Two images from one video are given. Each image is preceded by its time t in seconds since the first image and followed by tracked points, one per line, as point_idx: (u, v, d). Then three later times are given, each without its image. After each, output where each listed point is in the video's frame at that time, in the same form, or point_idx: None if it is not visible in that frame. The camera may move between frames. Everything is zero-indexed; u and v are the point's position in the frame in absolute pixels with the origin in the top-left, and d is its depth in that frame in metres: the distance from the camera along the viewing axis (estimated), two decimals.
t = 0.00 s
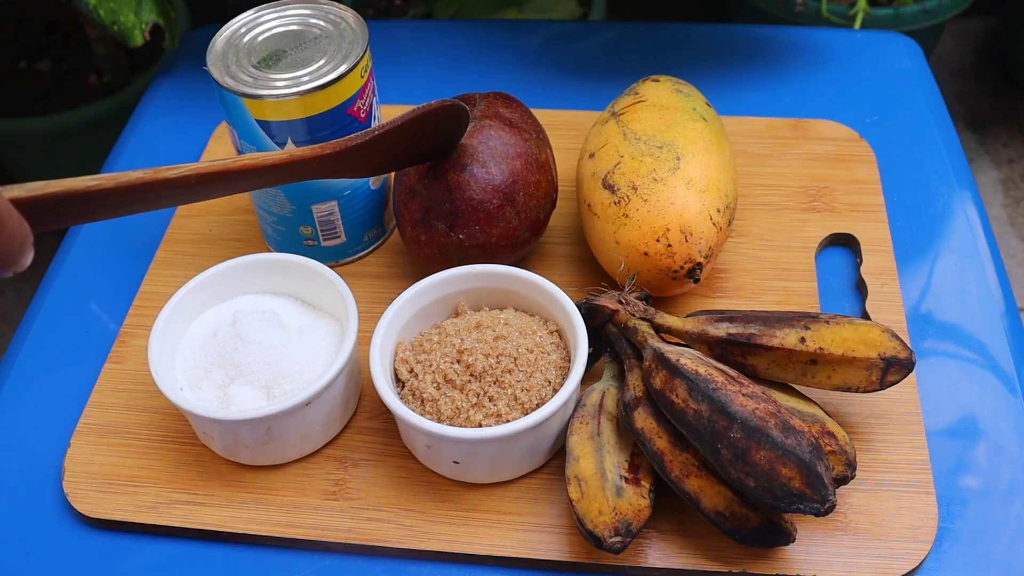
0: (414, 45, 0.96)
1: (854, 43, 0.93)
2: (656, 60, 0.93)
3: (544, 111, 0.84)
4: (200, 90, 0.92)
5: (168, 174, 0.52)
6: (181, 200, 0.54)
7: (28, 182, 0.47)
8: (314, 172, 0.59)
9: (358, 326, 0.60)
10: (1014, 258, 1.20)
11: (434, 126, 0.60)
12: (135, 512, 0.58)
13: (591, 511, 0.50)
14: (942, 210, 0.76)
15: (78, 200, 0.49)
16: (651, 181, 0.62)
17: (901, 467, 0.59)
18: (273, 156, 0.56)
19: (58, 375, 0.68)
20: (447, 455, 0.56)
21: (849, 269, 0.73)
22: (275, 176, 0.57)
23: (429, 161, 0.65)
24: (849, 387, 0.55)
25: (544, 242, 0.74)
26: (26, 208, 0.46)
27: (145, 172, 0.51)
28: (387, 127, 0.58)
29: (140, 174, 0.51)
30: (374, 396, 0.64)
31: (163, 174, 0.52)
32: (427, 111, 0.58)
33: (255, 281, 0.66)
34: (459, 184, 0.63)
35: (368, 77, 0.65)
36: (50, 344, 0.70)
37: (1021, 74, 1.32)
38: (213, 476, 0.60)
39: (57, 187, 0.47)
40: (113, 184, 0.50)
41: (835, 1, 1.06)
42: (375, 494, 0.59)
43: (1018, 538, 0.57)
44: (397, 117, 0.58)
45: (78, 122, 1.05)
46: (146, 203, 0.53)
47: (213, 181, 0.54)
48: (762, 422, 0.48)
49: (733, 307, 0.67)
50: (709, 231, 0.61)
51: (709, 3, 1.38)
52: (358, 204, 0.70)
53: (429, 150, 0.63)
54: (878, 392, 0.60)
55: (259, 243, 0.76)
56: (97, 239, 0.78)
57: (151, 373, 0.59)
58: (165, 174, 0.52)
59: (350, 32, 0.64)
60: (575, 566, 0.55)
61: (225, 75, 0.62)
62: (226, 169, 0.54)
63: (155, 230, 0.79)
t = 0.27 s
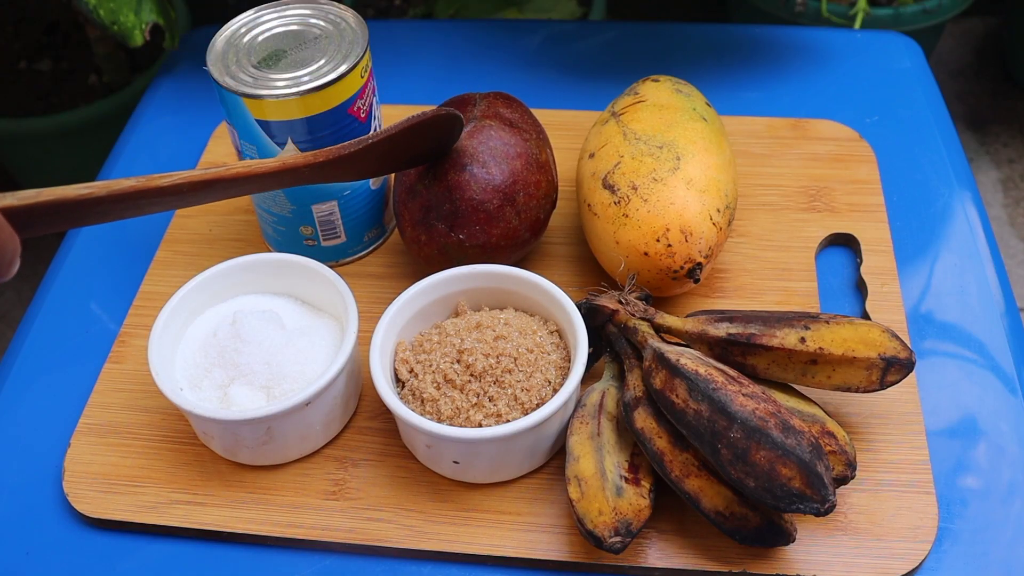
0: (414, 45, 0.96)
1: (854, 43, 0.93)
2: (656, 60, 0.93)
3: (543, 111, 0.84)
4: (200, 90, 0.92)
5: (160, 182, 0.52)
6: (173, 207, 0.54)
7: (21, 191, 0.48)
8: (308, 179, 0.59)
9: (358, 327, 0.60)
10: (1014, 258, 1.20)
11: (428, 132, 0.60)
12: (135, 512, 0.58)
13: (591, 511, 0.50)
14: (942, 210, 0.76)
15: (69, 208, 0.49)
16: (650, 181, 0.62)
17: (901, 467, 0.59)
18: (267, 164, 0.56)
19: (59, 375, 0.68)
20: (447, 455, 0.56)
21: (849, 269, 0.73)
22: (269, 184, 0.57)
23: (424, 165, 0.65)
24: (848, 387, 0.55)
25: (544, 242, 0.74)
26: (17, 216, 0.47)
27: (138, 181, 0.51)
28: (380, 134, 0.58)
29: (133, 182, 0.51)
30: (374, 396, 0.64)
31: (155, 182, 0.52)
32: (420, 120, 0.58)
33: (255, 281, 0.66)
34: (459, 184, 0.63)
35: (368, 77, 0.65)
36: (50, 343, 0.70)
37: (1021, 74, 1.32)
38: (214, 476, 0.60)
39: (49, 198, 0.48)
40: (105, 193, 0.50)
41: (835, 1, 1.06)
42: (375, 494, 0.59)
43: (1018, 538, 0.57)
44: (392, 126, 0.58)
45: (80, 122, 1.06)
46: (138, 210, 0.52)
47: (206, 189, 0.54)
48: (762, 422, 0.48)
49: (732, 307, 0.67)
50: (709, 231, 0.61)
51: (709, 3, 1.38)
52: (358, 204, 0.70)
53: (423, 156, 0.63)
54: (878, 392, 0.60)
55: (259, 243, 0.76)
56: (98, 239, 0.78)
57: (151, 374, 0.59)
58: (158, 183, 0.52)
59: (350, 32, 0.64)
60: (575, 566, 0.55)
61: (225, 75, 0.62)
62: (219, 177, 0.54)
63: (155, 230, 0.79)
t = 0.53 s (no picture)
0: (414, 45, 0.96)
1: (854, 43, 0.93)
2: (656, 60, 0.93)
3: (543, 111, 0.84)
4: (200, 90, 0.92)
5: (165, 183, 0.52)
6: (176, 206, 0.54)
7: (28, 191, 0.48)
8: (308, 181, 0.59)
9: (358, 327, 0.60)
10: (1014, 258, 1.20)
11: (431, 135, 0.61)
12: (135, 512, 0.58)
13: (591, 511, 0.50)
14: (942, 211, 0.76)
15: (73, 209, 0.49)
16: (651, 181, 0.62)
17: (901, 467, 0.59)
18: (270, 165, 0.56)
19: (59, 375, 0.68)
20: (447, 455, 0.56)
21: (849, 269, 0.73)
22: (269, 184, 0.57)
23: (426, 164, 0.65)
24: (848, 387, 0.55)
25: (544, 242, 0.74)
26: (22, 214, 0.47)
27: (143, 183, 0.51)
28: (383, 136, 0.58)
29: (137, 183, 0.51)
30: (374, 396, 0.64)
31: (160, 182, 0.52)
32: (422, 123, 0.58)
33: (255, 281, 0.66)
34: (461, 183, 0.63)
35: (369, 77, 0.65)
36: (50, 343, 0.70)
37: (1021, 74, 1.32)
38: (214, 476, 0.60)
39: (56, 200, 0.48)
40: (110, 194, 0.50)
41: (835, 1, 1.06)
42: (375, 494, 0.59)
43: (1018, 538, 0.57)
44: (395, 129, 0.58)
45: (80, 122, 1.05)
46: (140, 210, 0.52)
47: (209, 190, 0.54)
48: (762, 422, 0.48)
49: (733, 307, 0.67)
50: (709, 231, 0.61)
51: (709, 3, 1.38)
52: (358, 204, 0.70)
53: (424, 156, 0.64)
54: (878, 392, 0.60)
55: (259, 243, 0.76)
56: (98, 239, 0.78)
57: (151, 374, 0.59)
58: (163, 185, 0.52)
59: (350, 32, 0.64)
60: (575, 566, 0.55)
61: (225, 75, 0.62)
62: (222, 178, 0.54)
63: (155, 230, 0.79)
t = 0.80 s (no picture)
0: (414, 45, 0.96)
1: (854, 43, 0.93)
2: (656, 60, 0.93)
3: (543, 111, 0.84)
4: (200, 90, 0.92)
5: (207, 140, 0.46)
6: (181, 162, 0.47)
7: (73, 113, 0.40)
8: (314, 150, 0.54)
9: (358, 326, 0.60)
10: (1014, 258, 1.20)
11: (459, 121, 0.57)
12: (135, 512, 0.58)
13: (591, 511, 0.50)
14: (942, 211, 0.76)
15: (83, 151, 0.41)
16: (651, 181, 0.62)
17: (901, 467, 0.58)
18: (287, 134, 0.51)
19: (59, 375, 0.68)
20: (447, 455, 0.56)
21: (849, 269, 0.73)
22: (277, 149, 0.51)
23: (423, 165, 0.65)
24: (848, 387, 0.55)
25: (544, 242, 0.73)
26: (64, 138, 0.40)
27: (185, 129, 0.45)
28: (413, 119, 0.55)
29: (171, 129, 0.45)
30: (374, 396, 0.64)
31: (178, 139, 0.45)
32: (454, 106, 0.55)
33: (255, 281, 0.66)
34: (458, 185, 0.63)
35: (368, 76, 0.65)
36: (50, 343, 0.70)
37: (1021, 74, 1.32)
38: (213, 476, 0.60)
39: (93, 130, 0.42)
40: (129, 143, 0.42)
41: (835, 1, 1.06)
42: (375, 494, 0.59)
43: (1018, 538, 0.57)
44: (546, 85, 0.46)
45: (80, 122, 1.05)
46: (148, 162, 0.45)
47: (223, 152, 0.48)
48: (762, 422, 0.48)
49: (733, 307, 0.67)
50: (709, 231, 0.61)
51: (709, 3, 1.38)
52: (358, 204, 0.70)
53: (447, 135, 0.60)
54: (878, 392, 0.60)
55: (259, 243, 0.76)
56: (98, 239, 0.78)
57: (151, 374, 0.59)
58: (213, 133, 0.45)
59: (350, 32, 0.64)
60: (575, 566, 0.55)
61: (225, 75, 0.62)
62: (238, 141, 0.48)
63: (155, 230, 0.79)
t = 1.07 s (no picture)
0: (414, 45, 0.96)
1: (854, 43, 0.93)
2: (656, 60, 0.93)
3: (543, 111, 0.84)
4: (200, 90, 0.92)
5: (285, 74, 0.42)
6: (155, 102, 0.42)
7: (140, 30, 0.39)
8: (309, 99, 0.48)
9: (358, 326, 0.60)
10: (1014, 258, 1.20)
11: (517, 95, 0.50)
12: (136, 512, 0.58)
13: (591, 511, 0.50)
14: (942, 210, 0.76)
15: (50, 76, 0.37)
16: (651, 181, 0.62)
17: (901, 467, 0.59)
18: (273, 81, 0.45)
19: (59, 375, 0.68)
20: (447, 455, 0.56)
21: (849, 269, 0.73)
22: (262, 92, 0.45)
23: (425, 165, 0.65)
24: (848, 387, 0.55)
25: (544, 242, 0.73)
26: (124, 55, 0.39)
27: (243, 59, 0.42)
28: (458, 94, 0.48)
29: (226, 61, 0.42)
30: (374, 396, 0.64)
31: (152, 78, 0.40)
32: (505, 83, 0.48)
33: (255, 281, 0.66)
34: (459, 184, 0.64)
35: (369, 76, 0.65)
36: (50, 344, 0.70)
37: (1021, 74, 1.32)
38: (213, 476, 0.60)
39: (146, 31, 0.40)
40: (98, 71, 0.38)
41: (835, 1, 1.06)
42: (375, 494, 0.59)
43: (1018, 538, 0.57)
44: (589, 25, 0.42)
45: (80, 122, 1.05)
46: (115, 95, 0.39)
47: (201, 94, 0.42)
48: (762, 422, 0.48)
49: (733, 307, 0.67)
50: (709, 231, 0.61)
51: (709, 3, 1.38)
52: (358, 204, 0.70)
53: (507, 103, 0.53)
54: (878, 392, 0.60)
55: (259, 243, 0.76)
56: (98, 239, 0.78)
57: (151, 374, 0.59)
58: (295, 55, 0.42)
59: (350, 32, 0.64)
60: (575, 566, 0.55)
61: (225, 75, 0.62)
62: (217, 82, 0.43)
63: (155, 230, 0.79)
